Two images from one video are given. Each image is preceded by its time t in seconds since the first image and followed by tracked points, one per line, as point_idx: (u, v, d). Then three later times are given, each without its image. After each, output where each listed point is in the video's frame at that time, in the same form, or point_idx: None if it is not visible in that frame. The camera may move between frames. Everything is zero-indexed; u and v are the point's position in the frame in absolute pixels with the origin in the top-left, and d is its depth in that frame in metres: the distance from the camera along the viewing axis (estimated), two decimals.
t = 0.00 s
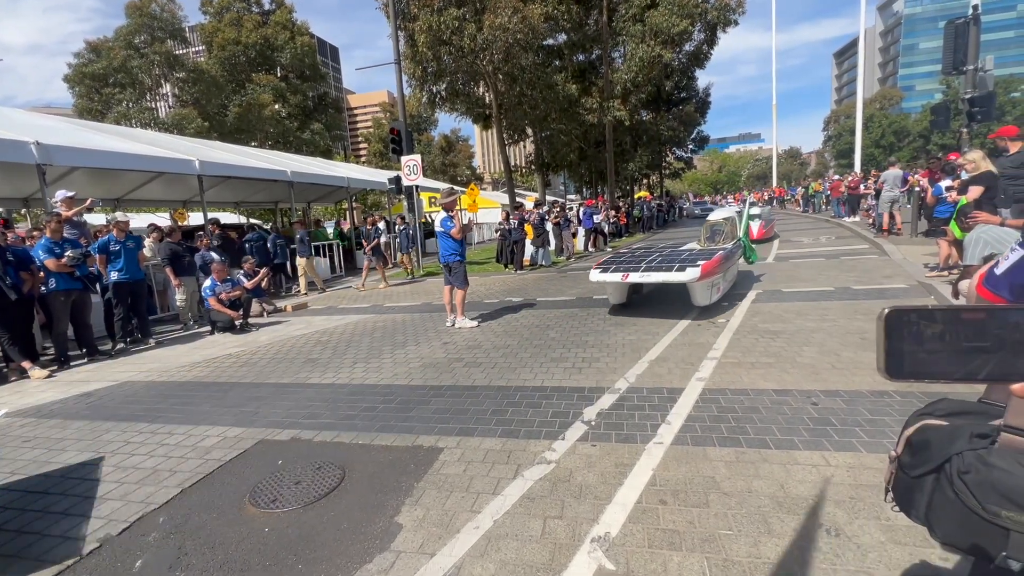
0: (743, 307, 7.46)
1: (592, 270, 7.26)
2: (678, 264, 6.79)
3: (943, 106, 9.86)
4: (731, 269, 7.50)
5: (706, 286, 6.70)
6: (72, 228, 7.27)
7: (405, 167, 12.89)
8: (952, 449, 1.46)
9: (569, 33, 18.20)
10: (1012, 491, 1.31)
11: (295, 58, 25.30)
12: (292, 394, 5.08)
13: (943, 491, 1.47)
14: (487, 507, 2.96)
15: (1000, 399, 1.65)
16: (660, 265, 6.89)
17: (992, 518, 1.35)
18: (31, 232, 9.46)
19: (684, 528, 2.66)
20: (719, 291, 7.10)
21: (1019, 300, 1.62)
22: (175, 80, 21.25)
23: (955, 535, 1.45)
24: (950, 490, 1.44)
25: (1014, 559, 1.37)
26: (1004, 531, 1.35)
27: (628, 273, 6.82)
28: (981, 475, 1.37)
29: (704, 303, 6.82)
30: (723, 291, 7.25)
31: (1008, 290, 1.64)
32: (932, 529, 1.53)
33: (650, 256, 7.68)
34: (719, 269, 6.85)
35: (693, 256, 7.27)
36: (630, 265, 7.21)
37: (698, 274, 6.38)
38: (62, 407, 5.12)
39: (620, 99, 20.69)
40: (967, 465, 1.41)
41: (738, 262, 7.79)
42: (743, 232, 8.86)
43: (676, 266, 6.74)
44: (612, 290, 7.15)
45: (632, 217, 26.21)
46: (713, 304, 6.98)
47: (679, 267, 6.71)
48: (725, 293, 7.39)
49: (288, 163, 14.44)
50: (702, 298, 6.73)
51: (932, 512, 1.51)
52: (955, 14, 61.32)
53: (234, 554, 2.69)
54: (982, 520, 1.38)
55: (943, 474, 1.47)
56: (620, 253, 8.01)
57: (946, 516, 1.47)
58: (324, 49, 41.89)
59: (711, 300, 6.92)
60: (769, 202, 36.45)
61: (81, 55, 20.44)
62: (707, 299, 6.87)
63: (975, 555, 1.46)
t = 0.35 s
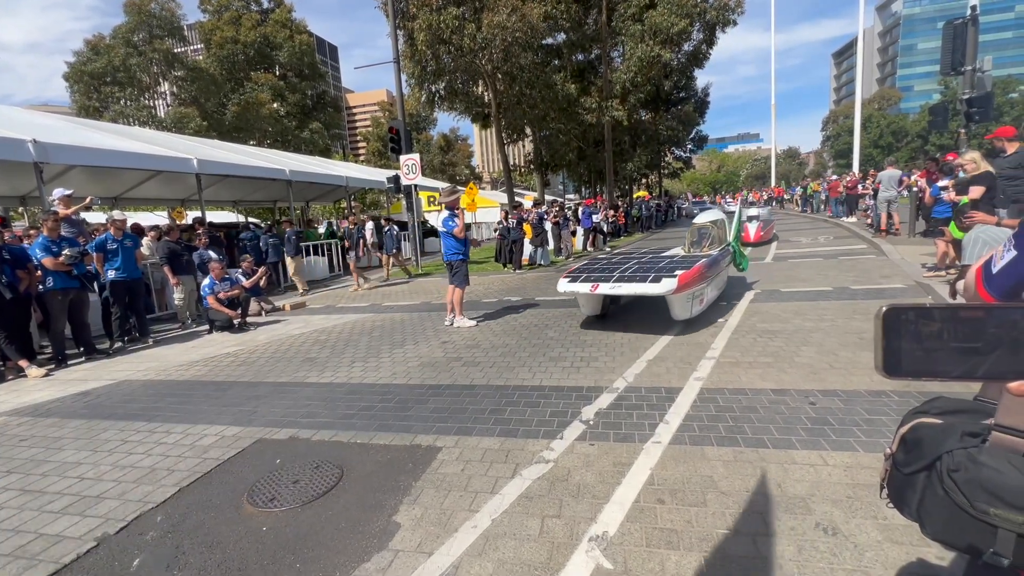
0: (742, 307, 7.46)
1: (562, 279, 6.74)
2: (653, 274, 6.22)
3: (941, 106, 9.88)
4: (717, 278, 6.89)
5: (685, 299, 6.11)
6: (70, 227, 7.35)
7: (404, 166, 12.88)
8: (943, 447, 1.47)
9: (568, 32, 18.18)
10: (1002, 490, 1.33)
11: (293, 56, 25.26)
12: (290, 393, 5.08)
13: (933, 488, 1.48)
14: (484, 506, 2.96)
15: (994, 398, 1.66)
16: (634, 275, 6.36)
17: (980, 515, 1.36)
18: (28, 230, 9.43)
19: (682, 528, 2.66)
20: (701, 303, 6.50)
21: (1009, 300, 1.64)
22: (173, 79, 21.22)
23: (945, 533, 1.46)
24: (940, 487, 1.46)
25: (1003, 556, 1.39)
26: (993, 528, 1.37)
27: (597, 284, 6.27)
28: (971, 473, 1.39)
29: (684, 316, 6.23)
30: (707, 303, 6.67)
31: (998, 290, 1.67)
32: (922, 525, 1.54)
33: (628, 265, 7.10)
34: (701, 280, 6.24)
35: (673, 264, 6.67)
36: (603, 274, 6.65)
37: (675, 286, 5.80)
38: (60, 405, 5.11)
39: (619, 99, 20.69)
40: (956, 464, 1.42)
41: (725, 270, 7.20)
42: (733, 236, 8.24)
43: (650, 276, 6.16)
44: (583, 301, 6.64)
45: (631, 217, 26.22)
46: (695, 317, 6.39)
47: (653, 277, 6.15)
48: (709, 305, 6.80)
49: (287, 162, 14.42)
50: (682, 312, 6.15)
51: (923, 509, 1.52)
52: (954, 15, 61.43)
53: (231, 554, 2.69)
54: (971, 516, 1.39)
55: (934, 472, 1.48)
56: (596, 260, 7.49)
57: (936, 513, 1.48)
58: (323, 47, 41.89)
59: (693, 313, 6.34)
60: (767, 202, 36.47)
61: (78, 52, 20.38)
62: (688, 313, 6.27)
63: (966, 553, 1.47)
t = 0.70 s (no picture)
0: (741, 307, 7.46)
1: (520, 290, 6.11)
2: (617, 286, 5.56)
3: (941, 107, 9.88)
4: (696, 290, 6.19)
5: (655, 314, 5.42)
6: (70, 225, 7.38)
7: (404, 165, 12.87)
8: (933, 442, 1.51)
9: (568, 32, 18.18)
10: (989, 483, 1.36)
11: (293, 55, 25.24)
12: (290, 392, 5.07)
13: (924, 482, 1.51)
14: (483, 506, 2.96)
15: (989, 396, 1.68)
16: (597, 286, 5.69)
17: (968, 508, 1.39)
18: (27, 229, 9.42)
19: (681, 527, 2.66)
20: (676, 318, 5.81)
21: (1004, 299, 1.64)
22: (173, 77, 21.22)
23: (934, 526, 1.50)
24: (930, 481, 1.49)
25: (991, 548, 1.41)
26: (980, 521, 1.41)
27: (556, 296, 5.59)
28: (960, 467, 1.42)
29: (656, 333, 5.55)
30: (683, 317, 5.97)
31: (991, 288, 1.66)
32: (913, 519, 1.57)
33: (597, 275, 6.41)
34: (673, 292, 5.55)
35: (644, 275, 5.99)
36: (565, 285, 5.98)
37: (640, 300, 5.12)
38: (59, 404, 5.11)
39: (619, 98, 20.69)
40: (946, 458, 1.46)
41: (706, 280, 6.49)
42: (717, 242, 7.54)
43: (614, 288, 5.48)
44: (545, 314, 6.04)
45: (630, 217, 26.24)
46: (668, 334, 5.69)
47: (618, 289, 5.48)
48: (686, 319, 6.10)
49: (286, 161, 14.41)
50: (652, 328, 5.47)
51: (914, 503, 1.55)
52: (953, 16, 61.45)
53: (230, 552, 2.69)
54: (960, 510, 1.42)
55: (925, 466, 1.52)
56: (564, 269, 6.84)
57: (926, 507, 1.52)
58: (324, 47, 41.91)
59: (667, 329, 5.65)
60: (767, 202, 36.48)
61: (78, 51, 20.37)
62: (661, 329, 5.59)
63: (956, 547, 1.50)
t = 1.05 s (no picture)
0: (741, 307, 7.46)
1: (463, 303, 5.49)
2: (566, 301, 4.92)
3: (941, 107, 9.87)
4: (664, 305, 5.53)
5: (609, 333, 4.79)
6: (70, 224, 7.39)
7: (404, 164, 12.87)
8: (936, 444, 1.51)
9: (568, 32, 18.18)
10: (993, 484, 1.36)
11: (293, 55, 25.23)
12: (289, 391, 5.08)
13: (927, 484, 1.51)
14: (483, 505, 2.96)
15: (987, 396, 1.69)
16: (544, 301, 5.07)
17: (974, 510, 1.39)
18: (27, 227, 9.42)
19: (680, 527, 2.67)
20: (638, 337, 5.18)
21: (1002, 299, 1.64)
22: (173, 76, 21.22)
23: (939, 528, 1.48)
24: (934, 482, 1.48)
25: (997, 550, 1.41)
26: (985, 523, 1.40)
27: (497, 311, 4.98)
28: (964, 468, 1.42)
29: (614, 355, 4.93)
30: (648, 335, 5.34)
31: (989, 289, 1.67)
32: (916, 522, 1.57)
33: (556, 286, 5.77)
34: (632, 308, 4.91)
35: (603, 287, 5.36)
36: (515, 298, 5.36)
37: (588, 319, 4.48)
38: (59, 403, 5.11)
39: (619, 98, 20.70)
40: (950, 459, 1.45)
41: (678, 293, 5.82)
42: (700, 248, 6.88)
43: (562, 304, 4.85)
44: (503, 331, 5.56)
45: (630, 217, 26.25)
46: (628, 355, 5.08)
47: (565, 304, 4.84)
48: (653, 337, 5.47)
49: (285, 160, 14.39)
50: (607, 349, 4.85)
51: (917, 505, 1.55)
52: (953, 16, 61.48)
53: (230, 551, 2.69)
54: (965, 511, 1.42)
55: (928, 468, 1.51)
56: (520, 280, 6.24)
57: (930, 509, 1.51)
58: (324, 46, 41.97)
59: (626, 350, 5.02)
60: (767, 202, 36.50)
61: (77, 50, 20.38)
62: (619, 350, 4.97)
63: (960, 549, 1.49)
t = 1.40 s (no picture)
0: (741, 307, 7.46)
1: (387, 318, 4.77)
2: (494, 322, 4.18)
3: (941, 107, 9.87)
4: (618, 325, 4.77)
5: (543, 359, 4.04)
6: (70, 223, 7.39)
7: (403, 164, 12.86)
8: (936, 443, 1.51)
9: (569, 32, 18.17)
10: (992, 483, 1.36)
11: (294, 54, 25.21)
12: (289, 391, 5.08)
13: (928, 483, 1.51)
14: (483, 505, 2.96)
15: (987, 396, 1.69)
16: (472, 320, 4.32)
17: (973, 509, 1.39)
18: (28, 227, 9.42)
19: (680, 526, 2.67)
20: (583, 363, 4.44)
21: (1002, 298, 1.65)
22: (173, 76, 21.18)
23: (940, 528, 1.48)
24: (934, 481, 1.48)
25: (996, 549, 1.41)
26: (985, 522, 1.40)
27: (417, 331, 4.25)
28: (964, 468, 1.42)
29: (552, 384, 4.20)
30: (597, 360, 4.60)
31: (989, 288, 1.67)
32: (917, 521, 1.56)
33: (497, 299, 5.04)
34: (572, 329, 4.18)
35: (548, 302, 4.64)
36: (445, 314, 4.64)
37: (511, 345, 3.75)
38: (58, 402, 5.10)
39: (620, 98, 20.70)
40: (950, 458, 1.46)
41: (637, 310, 5.06)
42: (675, 256, 6.12)
43: (487, 326, 4.10)
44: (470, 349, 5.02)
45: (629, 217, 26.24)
46: (571, 383, 4.34)
47: (491, 325, 4.09)
48: (603, 362, 4.72)
49: (285, 159, 14.38)
50: (541, 376, 4.10)
51: (917, 505, 1.55)
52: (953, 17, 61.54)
53: (230, 550, 2.69)
54: (965, 511, 1.42)
55: (928, 467, 1.51)
56: (463, 291, 5.52)
57: (930, 509, 1.51)
58: (324, 45, 42.00)
59: (567, 378, 4.28)
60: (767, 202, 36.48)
61: (76, 49, 20.37)
62: (559, 378, 4.22)
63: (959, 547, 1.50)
